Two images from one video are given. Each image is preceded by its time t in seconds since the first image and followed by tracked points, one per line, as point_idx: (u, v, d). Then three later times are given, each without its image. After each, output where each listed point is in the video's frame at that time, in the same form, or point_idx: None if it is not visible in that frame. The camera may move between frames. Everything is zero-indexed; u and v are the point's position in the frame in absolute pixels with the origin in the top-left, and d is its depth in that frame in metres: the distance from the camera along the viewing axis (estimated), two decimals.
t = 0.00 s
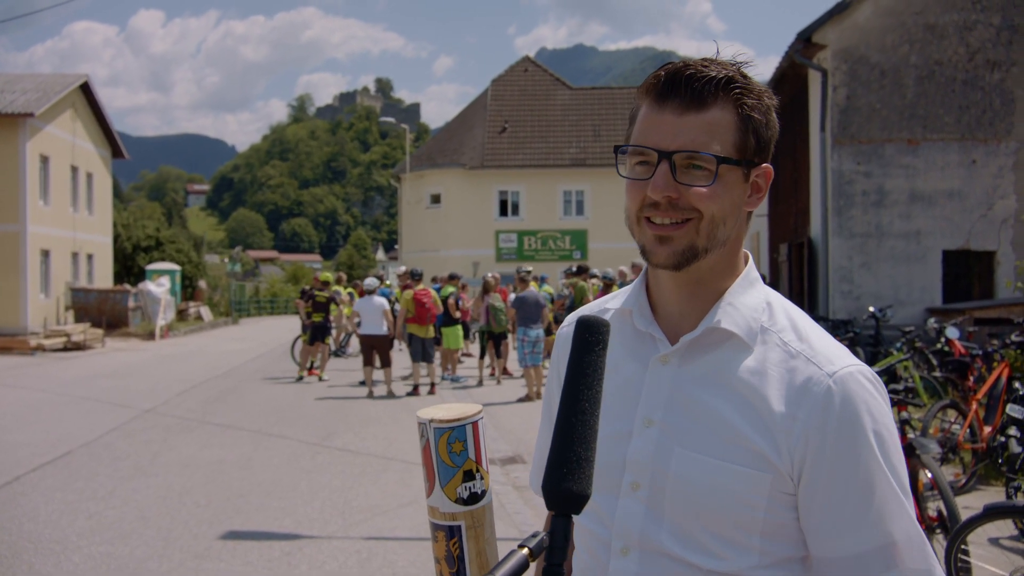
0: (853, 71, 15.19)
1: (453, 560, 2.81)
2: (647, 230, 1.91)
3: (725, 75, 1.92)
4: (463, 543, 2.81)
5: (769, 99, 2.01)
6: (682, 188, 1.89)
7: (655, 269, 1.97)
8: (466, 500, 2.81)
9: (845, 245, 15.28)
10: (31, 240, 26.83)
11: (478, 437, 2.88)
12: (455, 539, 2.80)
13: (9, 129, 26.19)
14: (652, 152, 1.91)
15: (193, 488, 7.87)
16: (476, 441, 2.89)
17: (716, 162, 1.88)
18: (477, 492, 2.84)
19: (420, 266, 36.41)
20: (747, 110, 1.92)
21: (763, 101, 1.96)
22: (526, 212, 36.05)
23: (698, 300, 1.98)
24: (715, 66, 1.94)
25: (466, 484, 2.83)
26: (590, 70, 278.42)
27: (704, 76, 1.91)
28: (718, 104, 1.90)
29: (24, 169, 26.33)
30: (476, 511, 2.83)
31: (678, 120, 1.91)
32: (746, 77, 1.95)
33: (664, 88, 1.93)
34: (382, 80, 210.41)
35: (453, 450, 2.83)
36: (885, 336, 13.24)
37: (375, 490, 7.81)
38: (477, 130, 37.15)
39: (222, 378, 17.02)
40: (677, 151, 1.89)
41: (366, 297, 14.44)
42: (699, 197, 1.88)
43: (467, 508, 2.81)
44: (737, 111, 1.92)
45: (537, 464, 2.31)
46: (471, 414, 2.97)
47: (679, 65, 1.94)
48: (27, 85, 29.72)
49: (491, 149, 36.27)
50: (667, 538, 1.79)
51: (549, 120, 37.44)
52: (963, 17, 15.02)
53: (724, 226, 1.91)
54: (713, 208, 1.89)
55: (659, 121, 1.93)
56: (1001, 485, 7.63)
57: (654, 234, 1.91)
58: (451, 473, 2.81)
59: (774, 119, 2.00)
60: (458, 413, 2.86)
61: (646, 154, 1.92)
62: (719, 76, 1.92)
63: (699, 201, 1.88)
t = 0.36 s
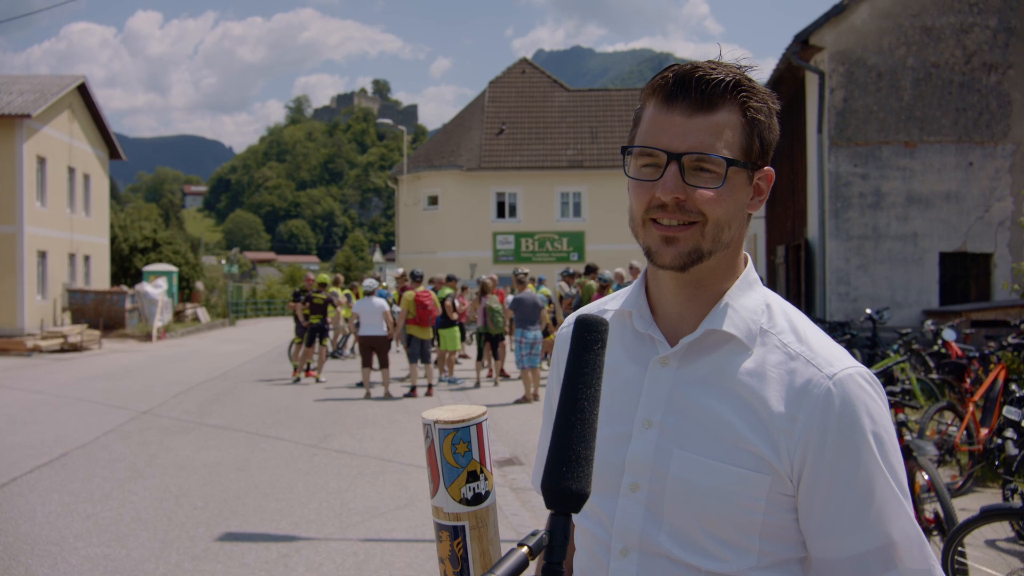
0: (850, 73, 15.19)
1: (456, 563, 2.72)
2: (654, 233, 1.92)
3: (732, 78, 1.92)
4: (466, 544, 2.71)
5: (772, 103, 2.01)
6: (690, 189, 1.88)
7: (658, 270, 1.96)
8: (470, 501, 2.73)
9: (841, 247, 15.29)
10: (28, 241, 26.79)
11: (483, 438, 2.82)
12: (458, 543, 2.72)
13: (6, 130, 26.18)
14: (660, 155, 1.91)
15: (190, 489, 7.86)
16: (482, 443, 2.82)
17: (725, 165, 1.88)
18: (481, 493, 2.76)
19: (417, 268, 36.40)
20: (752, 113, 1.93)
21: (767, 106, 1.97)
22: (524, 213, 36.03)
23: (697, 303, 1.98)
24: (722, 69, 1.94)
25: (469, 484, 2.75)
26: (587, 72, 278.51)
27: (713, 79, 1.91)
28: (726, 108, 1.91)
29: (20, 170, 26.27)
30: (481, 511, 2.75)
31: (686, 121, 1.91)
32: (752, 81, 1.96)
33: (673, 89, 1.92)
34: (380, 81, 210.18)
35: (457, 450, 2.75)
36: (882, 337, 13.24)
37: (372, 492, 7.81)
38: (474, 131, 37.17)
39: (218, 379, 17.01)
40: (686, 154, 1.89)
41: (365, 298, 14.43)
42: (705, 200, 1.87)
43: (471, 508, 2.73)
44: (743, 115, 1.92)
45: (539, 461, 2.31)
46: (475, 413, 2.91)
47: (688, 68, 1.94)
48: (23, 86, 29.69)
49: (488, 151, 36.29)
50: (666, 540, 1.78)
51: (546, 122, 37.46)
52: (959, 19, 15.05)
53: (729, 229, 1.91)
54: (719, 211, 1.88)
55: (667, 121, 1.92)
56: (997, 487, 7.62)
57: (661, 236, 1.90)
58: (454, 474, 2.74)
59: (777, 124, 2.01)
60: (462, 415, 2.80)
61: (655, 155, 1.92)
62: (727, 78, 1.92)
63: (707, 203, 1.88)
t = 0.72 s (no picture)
0: (850, 74, 15.20)
1: (453, 566, 2.26)
2: (651, 235, 1.92)
3: (729, 79, 1.92)
4: (463, 546, 2.27)
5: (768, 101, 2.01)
6: (687, 191, 1.88)
7: (656, 273, 1.96)
8: (466, 500, 2.28)
9: (841, 247, 15.29)
10: (27, 240, 26.81)
11: (483, 433, 2.34)
12: (455, 544, 2.28)
13: (6, 129, 26.21)
14: (657, 156, 1.91)
15: (190, 489, 7.86)
16: (481, 438, 2.35)
17: (722, 167, 1.88)
18: (480, 492, 2.30)
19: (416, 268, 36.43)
20: (749, 114, 1.93)
21: (764, 106, 1.97)
22: (523, 213, 36.04)
23: (695, 305, 1.98)
24: (718, 71, 1.94)
25: (467, 482, 2.29)
26: (586, 72, 278.54)
27: (709, 81, 1.91)
28: (722, 109, 1.91)
29: (20, 169, 26.29)
30: (479, 510, 2.29)
31: (683, 124, 1.91)
32: (746, 81, 1.96)
33: (669, 92, 1.92)
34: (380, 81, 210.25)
35: (453, 449, 2.29)
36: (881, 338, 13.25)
37: (371, 491, 7.81)
38: (474, 131, 37.19)
39: (217, 379, 17.01)
40: (683, 155, 1.89)
41: (366, 298, 14.40)
42: (702, 201, 1.88)
43: (468, 506, 2.28)
44: (740, 115, 1.92)
45: (543, 464, 2.31)
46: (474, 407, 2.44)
47: (684, 69, 1.94)
48: (23, 85, 29.73)
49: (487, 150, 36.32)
50: (664, 541, 1.79)
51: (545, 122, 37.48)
52: (959, 20, 15.06)
53: (728, 229, 1.91)
54: (717, 213, 1.89)
55: (663, 124, 1.92)
56: (996, 488, 7.62)
57: (659, 238, 1.91)
58: (450, 473, 2.28)
59: (774, 123, 2.01)
60: (460, 412, 2.35)
61: (651, 157, 1.92)
62: (724, 79, 1.92)
63: (703, 205, 1.88)
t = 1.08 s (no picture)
0: (851, 72, 15.20)
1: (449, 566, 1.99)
2: (645, 234, 1.93)
3: (725, 74, 1.92)
4: (461, 545, 2.00)
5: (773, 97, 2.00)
6: (678, 189, 1.89)
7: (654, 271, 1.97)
8: (464, 494, 2.02)
9: (841, 246, 15.30)
10: (27, 237, 26.82)
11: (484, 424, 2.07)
12: (452, 540, 2.01)
13: (7, 126, 26.20)
14: (649, 154, 1.92)
15: (190, 485, 7.88)
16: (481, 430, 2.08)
17: (712, 163, 1.88)
18: (478, 488, 2.04)
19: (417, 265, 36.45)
20: (746, 109, 1.92)
21: (765, 101, 1.96)
22: (523, 211, 36.06)
23: (701, 303, 1.98)
24: (714, 66, 1.94)
25: (464, 477, 2.03)
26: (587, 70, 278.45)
27: (701, 77, 1.91)
28: (716, 105, 1.91)
29: (20, 166, 26.30)
30: (477, 505, 2.04)
31: (675, 121, 1.92)
32: (745, 76, 1.95)
33: (662, 89, 1.93)
34: (381, 79, 209.88)
35: (451, 442, 2.02)
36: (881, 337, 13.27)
37: (371, 489, 7.82)
38: (474, 129, 37.20)
39: (217, 376, 17.02)
40: (673, 153, 1.90)
41: (366, 296, 14.38)
42: (693, 201, 1.88)
43: (466, 502, 2.02)
44: (737, 112, 1.92)
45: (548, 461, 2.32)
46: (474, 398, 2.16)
47: (677, 65, 1.94)
48: (24, 82, 29.74)
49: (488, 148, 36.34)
50: (666, 540, 1.80)
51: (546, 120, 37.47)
52: (960, 18, 15.04)
53: (721, 228, 1.91)
54: (708, 212, 1.89)
55: (657, 122, 1.93)
56: (996, 486, 7.64)
57: (652, 236, 1.92)
58: (447, 466, 2.01)
59: (777, 117, 1.99)
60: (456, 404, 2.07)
61: (645, 155, 1.93)
62: (717, 75, 1.92)
63: (694, 201, 1.89)
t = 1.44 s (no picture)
0: (850, 71, 15.20)
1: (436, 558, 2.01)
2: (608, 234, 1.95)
3: (684, 70, 1.84)
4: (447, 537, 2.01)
5: (757, 88, 1.84)
6: (631, 187, 1.86)
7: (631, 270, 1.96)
8: (449, 487, 2.77)
9: (840, 245, 15.30)
10: (27, 236, 26.81)
11: (458, 427, 2.80)
12: (439, 532, 2.75)
13: (6, 125, 26.18)
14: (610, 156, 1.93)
15: (189, 484, 7.89)
16: (456, 432, 2.81)
17: (660, 162, 1.83)
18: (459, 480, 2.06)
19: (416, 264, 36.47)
20: (706, 102, 1.81)
21: (737, 93, 1.81)
22: (523, 210, 36.07)
23: (697, 305, 1.90)
24: (679, 63, 1.86)
25: (448, 471, 2.77)
26: (587, 69, 278.54)
27: (657, 73, 1.86)
28: (674, 101, 1.83)
29: (20, 164, 26.28)
30: (460, 498, 2.80)
31: (632, 121, 1.90)
32: (715, 70, 1.83)
33: (626, 91, 1.92)
34: (381, 78, 209.98)
35: (434, 439, 2.74)
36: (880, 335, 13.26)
37: (370, 487, 7.83)
38: (474, 128, 37.20)
39: (216, 374, 17.03)
40: (626, 151, 1.87)
41: (366, 294, 14.36)
42: (643, 200, 1.85)
43: (451, 495, 2.77)
44: (694, 108, 1.82)
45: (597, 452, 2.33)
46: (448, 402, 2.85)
47: (642, 66, 1.91)
48: (22, 80, 29.70)
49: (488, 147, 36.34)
50: (657, 540, 1.73)
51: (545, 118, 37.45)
52: (959, 17, 15.04)
53: (681, 226, 1.84)
54: (659, 211, 1.85)
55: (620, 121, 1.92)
56: (994, 485, 7.65)
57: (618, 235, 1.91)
58: (432, 462, 2.74)
59: (760, 108, 1.82)
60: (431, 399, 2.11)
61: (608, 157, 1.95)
62: (674, 71, 1.85)
63: (646, 197, 1.85)
